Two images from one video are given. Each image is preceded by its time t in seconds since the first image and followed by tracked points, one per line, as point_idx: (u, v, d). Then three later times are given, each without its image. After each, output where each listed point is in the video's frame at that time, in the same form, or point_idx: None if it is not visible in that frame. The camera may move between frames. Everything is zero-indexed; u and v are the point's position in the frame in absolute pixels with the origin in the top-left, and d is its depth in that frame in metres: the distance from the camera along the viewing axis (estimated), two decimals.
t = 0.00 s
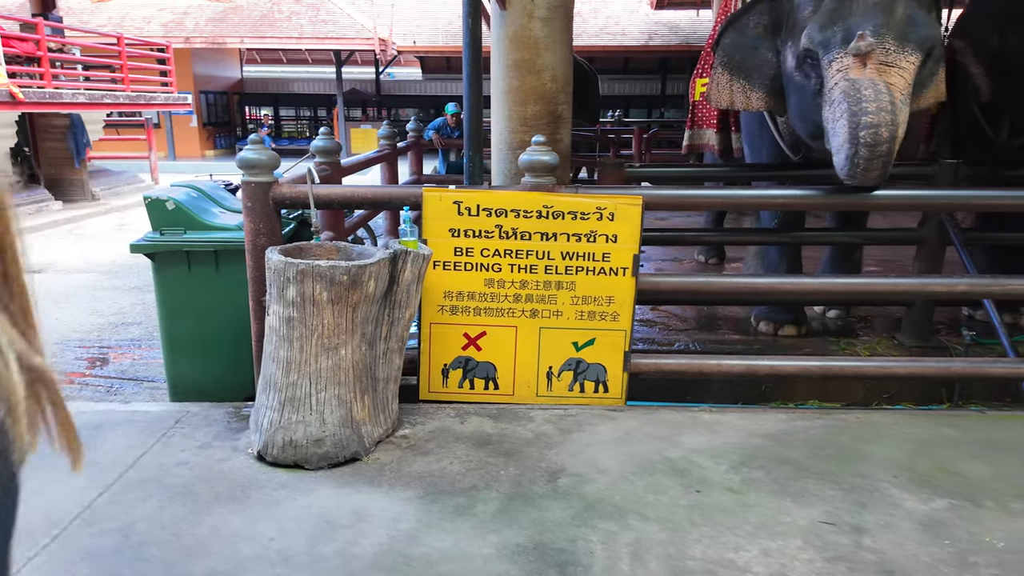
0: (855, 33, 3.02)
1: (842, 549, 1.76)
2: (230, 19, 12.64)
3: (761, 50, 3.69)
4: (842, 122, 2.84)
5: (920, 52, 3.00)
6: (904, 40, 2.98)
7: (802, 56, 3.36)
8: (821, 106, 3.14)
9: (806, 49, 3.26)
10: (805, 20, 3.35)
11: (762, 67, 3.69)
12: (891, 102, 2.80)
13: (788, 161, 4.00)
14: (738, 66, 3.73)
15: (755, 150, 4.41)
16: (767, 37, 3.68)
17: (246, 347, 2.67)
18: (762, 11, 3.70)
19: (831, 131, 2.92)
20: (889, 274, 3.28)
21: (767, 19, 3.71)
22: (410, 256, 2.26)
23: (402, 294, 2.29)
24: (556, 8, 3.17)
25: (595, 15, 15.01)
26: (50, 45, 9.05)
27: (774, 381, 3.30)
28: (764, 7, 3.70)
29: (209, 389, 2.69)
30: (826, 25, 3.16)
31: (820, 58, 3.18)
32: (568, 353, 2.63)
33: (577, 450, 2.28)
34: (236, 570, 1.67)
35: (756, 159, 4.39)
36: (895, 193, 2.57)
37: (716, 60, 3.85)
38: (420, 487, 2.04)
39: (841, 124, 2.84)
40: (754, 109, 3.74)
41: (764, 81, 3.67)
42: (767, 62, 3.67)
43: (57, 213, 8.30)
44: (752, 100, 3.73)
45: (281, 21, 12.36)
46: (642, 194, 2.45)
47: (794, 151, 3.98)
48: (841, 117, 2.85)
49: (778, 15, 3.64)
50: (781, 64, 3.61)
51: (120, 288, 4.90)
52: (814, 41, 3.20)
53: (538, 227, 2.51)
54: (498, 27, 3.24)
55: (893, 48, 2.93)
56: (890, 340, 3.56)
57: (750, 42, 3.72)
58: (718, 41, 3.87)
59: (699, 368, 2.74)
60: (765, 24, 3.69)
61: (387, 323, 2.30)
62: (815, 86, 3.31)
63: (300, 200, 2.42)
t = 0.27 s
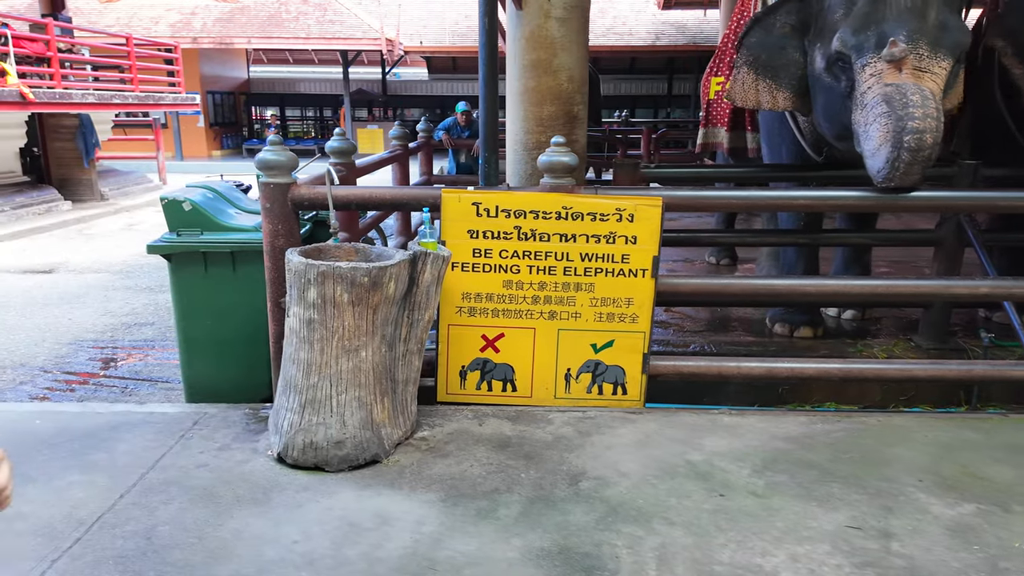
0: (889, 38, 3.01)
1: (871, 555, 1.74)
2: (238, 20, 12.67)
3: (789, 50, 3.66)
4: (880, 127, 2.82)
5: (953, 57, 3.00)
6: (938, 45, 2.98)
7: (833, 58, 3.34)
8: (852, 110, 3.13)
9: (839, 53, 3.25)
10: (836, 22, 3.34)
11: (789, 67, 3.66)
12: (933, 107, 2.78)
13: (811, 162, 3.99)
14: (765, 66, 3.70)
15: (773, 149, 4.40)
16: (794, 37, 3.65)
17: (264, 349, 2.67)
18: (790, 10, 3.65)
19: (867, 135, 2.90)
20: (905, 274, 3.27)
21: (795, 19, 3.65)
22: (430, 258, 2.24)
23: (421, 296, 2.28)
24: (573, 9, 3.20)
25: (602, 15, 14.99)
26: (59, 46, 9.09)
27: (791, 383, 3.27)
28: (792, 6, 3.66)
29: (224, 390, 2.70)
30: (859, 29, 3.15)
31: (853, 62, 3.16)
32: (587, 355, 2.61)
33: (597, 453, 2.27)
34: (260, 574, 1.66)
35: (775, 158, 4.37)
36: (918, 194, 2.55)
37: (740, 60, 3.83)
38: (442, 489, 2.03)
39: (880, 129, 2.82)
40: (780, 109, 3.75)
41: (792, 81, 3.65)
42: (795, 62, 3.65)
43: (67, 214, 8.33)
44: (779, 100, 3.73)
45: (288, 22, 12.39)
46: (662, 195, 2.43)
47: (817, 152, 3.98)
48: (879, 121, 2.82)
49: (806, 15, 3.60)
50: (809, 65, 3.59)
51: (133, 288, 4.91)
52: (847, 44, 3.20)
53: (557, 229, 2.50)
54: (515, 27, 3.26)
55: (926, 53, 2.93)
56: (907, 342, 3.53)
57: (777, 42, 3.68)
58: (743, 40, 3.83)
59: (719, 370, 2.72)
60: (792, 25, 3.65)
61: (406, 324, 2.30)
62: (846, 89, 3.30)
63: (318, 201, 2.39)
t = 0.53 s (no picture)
0: (917, 49, 3.07)
1: (891, 556, 1.75)
2: (242, 22, 12.72)
3: (811, 54, 3.68)
4: (911, 138, 2.91)
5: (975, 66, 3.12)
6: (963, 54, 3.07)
7: (858, 65, 3.38)
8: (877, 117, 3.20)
9: (866, 61, 3.30)
10: (860, 29, 3.36)
11: (811, 71, 3.67)
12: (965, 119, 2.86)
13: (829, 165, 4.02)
14: (787, 69, 3.69)
15: (789, 150, 4.38)
16: (817, 42, 3.68)
17: (279, 349, 2.68)
18: (814, 14, 3.67)
19: (896, 144, 3.00)
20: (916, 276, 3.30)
21: (818, 24, 3.69)
22: (448, 260, 2.25)
23: (440, 297, 2.29)
24: (585, 11, 3.23)
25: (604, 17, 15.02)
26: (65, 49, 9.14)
27: (802, 385, 3.27)
28: (815, 10, 3.67)
29: (239, 390, 2.70)
30: (886, 36, 3.19)
31: (879, 70, 3.22)
32: (601, 357, 2.62)
33: (615, 453, 2.28)
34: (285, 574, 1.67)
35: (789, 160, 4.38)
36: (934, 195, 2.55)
37: (762, 63, 3.80)
38: (462, 490, 2.04)
39: (913, 141, 2.90)
40: (802, 112, 3.73)
41: (814, 85, 3.66)
42: (817, 66, 3.67)
43: (74, 215, 8.36)
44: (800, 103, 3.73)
45: (292, 24, 12.44)
46: (677, 197, 2.44)
47: (836, 155, 4.00)
48: (911, 132, 2.91)
49: (830, 20, 3.62)
50: (831, 69, 3.62)
51: (143, 288, 4.93)
52: (874, 52, 3.24)
53: (573, 231, 2.51)
54: (527, 30, 3.30)
55: (953, 63, 3.03)
56: (917, 343, 3.53)
57: (799, 46, 3.71)
58: (764, 43, 3.84)
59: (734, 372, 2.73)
60: (815, 30, 3.68)
61: (424, 326, 2.31)
62: (870, 95, 3.35)
63: (336, 203, 2.42)
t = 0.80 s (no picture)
0: (934, 60, 3.15)
1: (900, 548, 1.80)
2: (250, 26, 12.87)
3: (827, 62, 3.68)
4: (929, 141, 3.03)
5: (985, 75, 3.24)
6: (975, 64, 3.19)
7: (874, 74, 3.41)
8: (894, 124, 3.29)
9: (883, 71, 3.35)
10: (878, 39, 3.38)
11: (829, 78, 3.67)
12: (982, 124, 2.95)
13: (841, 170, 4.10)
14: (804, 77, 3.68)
15: (797, 152, 4.49)
16: (833, 49, 3.67)
17: (296, 348, 2.76)
18: (830, 22, 3.65)
19: (914, 150, 3.09)
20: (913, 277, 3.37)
21: (833, 33, 3.67)
22: (465, 260, 2.31)
23: (456, 296, 2.35)
24: (594, 17, 3.30)
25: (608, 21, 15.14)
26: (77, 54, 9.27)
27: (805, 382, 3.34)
28: (831, 18, 3.64)
29: (256, 390, 2.79)
30: (903, 46, 3.26)
31: (896, 79, 3.29)
32: (612, 354, 2.68)
33: (627, 448, 2.34)
34: (313, 565, 1.73)
35: (798, 162, 4.49)
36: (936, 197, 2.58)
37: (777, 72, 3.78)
38: (479, 484, 2.10)
39: (932, 144, 3.01)
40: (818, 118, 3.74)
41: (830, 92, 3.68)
42: (833, 74, 3.68)
43: (83, 216, 8.44)
44: (812, 110, 3.73)
45: (299, 28, 12.57)
46: (686, 199, 2.49)
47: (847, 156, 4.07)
48: (930, 139, 3.00)
49: (846, 28, 3.61)
50: (847, 76, 3.63)
51: (158, 288, 5.01)
52: (891, 61, 3.29)
53: (584, 231, 2.56)
54: (538, 36, 3.37)
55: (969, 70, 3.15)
56: (917, 342, 3.60)
57: (817, 54, 3.68)
58: (780, 50, 3.78)
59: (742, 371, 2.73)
60: (830, 38, 3.67)
61: (441, 324, 2.37)
62: (887, 101, 3.41)
63: (354, 205, 2.47)
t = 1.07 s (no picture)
0: (880, 96, 3.72)
1: (844, 498, 2.19)
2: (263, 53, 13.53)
3: (789, 100, 4.21)
4: (882, 162, 3.57)
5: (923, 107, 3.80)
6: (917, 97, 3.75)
7: (831, 108, 3.95)
8: (848, 149, 3.85)
9: (839, 106, 3.89)
10: (831, 81, 3.95)
11: (791, 113, 4.20)
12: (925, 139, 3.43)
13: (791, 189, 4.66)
14: (770, 113, 4.20)
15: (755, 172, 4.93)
16: (793, 90, 4.22)
17: (341, 334, 3.60)
18: (790, 67, 4.22)
19: (869, 168, 3.66)
20: (851, 278, 4.09)
21: (794, 77, 4.23)
22: (482, 264, 2.78)
23: (475, 293, 2.83)
24: (587, 63, 3.76)
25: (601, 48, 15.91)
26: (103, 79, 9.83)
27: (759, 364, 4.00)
28: (792, 64, 4.21)
29: (310, 366, 3.64)
30: (855, 86, 3.81)
31: (850, 113, 3.84)
32: (603, 341, 3.15)
33: (617, 422, 2.75)
34: (363, 512, 2.12)
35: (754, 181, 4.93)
36: (847, 213, 3.43)
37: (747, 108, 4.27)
38: (494, 448, 2.53)
39: (884, 164, 3.55)
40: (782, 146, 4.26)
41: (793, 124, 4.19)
42: (794, 109, 4.20)
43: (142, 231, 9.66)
44: (776, 140, 4.27)
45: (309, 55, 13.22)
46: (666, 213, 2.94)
47: (801, 175, 4.60)
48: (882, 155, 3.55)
49: (805, 71, 4.16)
50: (806, 111, 4.15)
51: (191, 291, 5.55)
52: (845, 97, 3.84)
53: (581, 240, 3.02)
54: (539, 78, 3.83)
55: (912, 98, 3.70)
56: (853, 332, 4.33)
57: (780, 93, 4.20)
58: (749, 91, 4.31)
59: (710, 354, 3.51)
60: (791, 80, 4.21)
61: (463, 316, 2.86)
62: (842, 131, 3.96)
63: (390, 218, 3.10)
